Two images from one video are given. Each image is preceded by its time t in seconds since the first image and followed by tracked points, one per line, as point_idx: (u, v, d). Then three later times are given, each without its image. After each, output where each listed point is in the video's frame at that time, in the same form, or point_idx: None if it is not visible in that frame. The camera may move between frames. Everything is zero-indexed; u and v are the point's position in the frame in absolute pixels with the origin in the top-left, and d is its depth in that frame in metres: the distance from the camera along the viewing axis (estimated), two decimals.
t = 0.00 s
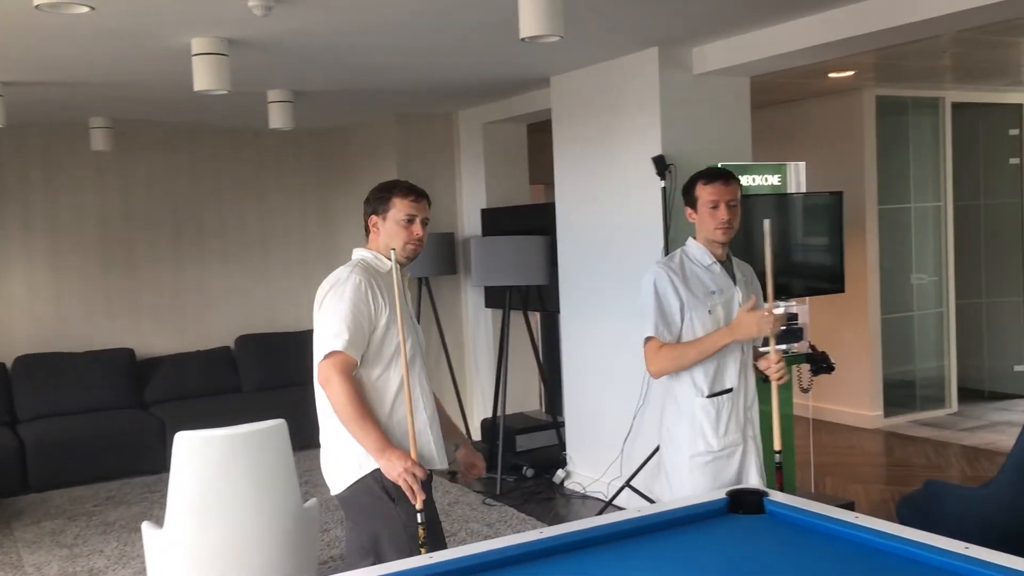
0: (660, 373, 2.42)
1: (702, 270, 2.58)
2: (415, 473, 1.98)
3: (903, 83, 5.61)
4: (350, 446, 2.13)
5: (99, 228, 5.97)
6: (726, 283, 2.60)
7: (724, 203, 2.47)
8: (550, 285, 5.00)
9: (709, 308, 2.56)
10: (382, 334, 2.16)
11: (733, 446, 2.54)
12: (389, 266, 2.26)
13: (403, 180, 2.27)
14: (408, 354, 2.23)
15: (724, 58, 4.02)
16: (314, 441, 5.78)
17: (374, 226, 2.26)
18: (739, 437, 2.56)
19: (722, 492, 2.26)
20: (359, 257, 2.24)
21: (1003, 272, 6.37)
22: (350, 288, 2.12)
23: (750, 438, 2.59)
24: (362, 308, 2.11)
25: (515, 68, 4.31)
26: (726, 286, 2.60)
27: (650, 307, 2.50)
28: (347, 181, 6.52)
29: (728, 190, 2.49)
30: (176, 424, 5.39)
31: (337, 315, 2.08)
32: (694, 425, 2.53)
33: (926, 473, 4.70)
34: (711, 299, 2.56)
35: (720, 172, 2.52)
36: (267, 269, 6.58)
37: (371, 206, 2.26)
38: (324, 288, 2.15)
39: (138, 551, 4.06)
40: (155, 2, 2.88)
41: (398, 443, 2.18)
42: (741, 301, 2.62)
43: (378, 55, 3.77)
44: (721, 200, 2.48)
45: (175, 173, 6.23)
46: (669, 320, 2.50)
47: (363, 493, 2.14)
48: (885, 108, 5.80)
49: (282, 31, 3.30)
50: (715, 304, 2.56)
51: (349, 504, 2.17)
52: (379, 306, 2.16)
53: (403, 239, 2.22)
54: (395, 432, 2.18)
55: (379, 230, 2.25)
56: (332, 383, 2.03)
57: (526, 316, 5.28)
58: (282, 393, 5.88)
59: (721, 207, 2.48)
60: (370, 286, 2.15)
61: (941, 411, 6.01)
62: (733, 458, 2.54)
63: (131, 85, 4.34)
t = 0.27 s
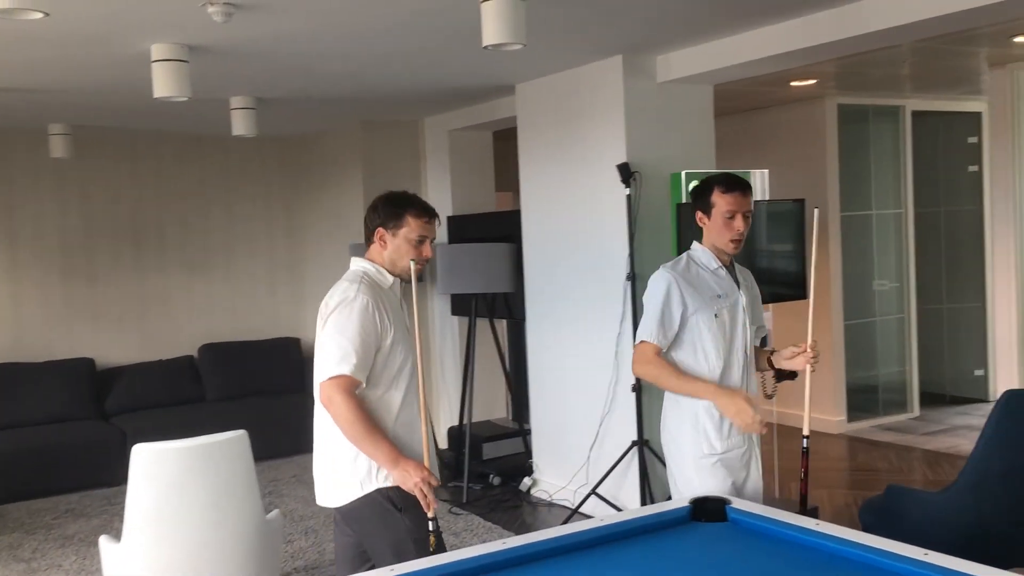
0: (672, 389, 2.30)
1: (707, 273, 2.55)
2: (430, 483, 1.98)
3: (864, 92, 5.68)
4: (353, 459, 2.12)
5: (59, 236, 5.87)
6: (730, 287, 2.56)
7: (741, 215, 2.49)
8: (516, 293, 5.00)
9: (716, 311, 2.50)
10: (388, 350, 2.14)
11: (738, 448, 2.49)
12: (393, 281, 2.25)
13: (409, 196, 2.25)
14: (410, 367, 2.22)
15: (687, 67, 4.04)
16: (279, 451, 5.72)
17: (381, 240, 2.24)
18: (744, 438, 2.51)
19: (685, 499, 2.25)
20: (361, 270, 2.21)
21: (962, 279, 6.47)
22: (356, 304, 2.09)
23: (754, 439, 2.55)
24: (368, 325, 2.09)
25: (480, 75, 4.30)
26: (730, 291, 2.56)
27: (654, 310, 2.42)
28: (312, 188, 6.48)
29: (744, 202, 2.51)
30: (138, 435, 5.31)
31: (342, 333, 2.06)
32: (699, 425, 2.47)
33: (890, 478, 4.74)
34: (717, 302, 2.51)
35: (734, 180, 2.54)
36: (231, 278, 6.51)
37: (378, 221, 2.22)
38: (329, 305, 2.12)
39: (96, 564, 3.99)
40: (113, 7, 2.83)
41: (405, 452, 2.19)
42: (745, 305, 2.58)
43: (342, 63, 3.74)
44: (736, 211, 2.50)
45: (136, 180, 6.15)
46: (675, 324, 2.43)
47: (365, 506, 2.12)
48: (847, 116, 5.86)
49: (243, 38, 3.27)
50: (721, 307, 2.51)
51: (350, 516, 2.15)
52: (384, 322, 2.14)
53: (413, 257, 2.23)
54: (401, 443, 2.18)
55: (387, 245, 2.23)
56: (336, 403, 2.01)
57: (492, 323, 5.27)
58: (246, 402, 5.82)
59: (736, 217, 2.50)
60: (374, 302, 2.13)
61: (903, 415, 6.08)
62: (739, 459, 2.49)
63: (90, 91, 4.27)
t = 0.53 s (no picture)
0: (654, 399, 2.29)
1: (698, 281, 2.48)
2: (455, 492, 1.97)
3: (822, 99, 5.76)
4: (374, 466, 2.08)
5: (12, 242, 5.76)
6: (720, 293, 2.48)
7: (736, 229, 2.43)
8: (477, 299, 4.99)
9: (706, 319, 2.42)
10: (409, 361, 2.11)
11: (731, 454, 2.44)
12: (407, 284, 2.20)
13: (416, 196, 2.19)
14: (428, 376, 2.19)
15: (648, 74, 4.06)
16: (239, 460, 5.66)
17: (395, 244, 2.17)
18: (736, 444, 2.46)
19: (643, 506, 2.26)
20: (375, 278, 2.14)
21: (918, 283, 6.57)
22: (380, 317, 2.05)
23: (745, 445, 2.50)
24: (391, 339, 2.05)
25: (441, 81, 4.29)
26: (722, 297, 2.49)
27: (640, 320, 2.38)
28: (273, 194, 6.42)
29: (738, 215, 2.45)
30: (93, 445, 5.22)
31: (368, 348, 2.01)
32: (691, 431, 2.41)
33: (849, 481, 4.80)
34: (707, 309, 2.43)
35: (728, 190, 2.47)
36: (190, 284, 6.43)
37: (392, 224, 2.16)
38: (353, 318, 2.05)
39: None
40: (65, 10, 2.78)
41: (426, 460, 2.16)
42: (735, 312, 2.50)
43: (302, 68, 3.71)
44: (731, 224, 2.43)
45: (92, 186, 6.05)
46: (662, 334, 2.39)
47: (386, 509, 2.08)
48: (805, 123, 5.94)
49: (201, 43, 3.23)
50: (711, 314, 2.44)
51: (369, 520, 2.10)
52: (406, 333, 2.10)
53: (428, 256, 2.21)
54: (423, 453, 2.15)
55: (402, 248, 2.18)
56: (364, 419, 1.98)
57: (454, 330, 5.26)
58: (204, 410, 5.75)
59: (729, 231, 2.43)
60: (397, 314, 2.08)
61: (861, 419, 6.16)
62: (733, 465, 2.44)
63: (43, 95, 4.20)
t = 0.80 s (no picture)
0: (652, 414, 2.17)
1: (690, 290, 2.32)
2: (488, 486, 2.07)
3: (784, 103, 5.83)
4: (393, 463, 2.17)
5: None
6: (715, 301, 2.32)
7: (719, 236, 2.25)
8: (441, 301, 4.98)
9: (700, 329, 2.27)
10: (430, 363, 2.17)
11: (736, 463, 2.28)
12: (421, 286, 2.25)
13: (434, 199, 2.23)
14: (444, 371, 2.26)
15: (610, 77, 4.07)
16: (201, 464, 5.59)
17: (413, 246, 2.21)
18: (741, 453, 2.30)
19: (604, 507, 2.25)
20: (389, 282, 2.18)
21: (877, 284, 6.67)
22: (399, 325, 2.10)
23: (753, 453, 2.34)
24: (413, 344, 2.11)
25: (404, 82, 4.27)
26: (718, 304, 2.32)
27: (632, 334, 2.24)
28: (235, 195, 6.37)
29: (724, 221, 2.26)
30: (51, 450, 5.13)
31: (392, 357, 2.07)
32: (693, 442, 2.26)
33: (810, 480, 4.85)
34: (701, 319, 2.28)
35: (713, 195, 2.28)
36: (151, 287, 6.35)
37: (412, 228, 2.19)
38: (372, 328, 2.10)
39: None
40: (19, 7, 2.73)
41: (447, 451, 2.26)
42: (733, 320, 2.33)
43: (264, 68, 3.68)
44: (713, 232, 2.25)
45: (49, 187, 5.95)
46: (655, 349, 2.25)
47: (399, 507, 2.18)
48: (767, 126, 6.00)
49: (160, 42, 3.19)
50: (705, 325, 2.28)
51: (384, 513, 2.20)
52: (424, 337, 2.16)
53: (444, 260, 2.25)
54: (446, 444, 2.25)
55: (420, 250, 2.22)
56: (394, 425, 2.05)
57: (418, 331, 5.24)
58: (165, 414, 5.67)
59: (713, 239, 2.26)
60: (415, 320, 2.13)
61: (822, 418, 6.23)
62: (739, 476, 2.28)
63: None
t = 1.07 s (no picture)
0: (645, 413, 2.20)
1: (683, 288, 2.27)
2: (486, 469, 2.11)
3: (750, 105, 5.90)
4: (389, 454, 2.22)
5: None
6: (713, 297, 2.26)
7: (694, 232, 2.20)
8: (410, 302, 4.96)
9: (694, 327, 2.23)
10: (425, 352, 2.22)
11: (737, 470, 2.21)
12: (420, 276, 2.30)
13: (428, 191, 2.27)
14: (441, 363, 2.30)
15: (578, 78, 4.08)
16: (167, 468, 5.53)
17: (407, 238, 2.26)
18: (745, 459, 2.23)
19: (570, 507, 2.26)
20: (387, 274, 2.24)
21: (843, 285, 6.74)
22: (394, 313, 2.15)
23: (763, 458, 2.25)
24: (407, 333, 2.16)
25: (372, 83, 4.26)
26: (716, 300, 2.26)
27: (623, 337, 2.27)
28: (202, 197, 6.32)
29: (701, 214, 2.20)
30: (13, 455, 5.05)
31: (386, 345, 2.12)
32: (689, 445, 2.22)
33: (778, 479, 4.89)
34: (694, 317, 2.24)
35: (690, 190, 2.23)
36: (116, 288, 6.28)
37: (405, 219, 2.25)
38: (367, 317, 2.16)
39: None
40: None
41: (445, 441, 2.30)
42: (734, 316, 2.26)
43: (229, 67, 3.65)
44: (689, 229, 2.21)
45: (12, 187, 5.86)
46: (646, 349, 2.26)
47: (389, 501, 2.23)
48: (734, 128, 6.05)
49: (123, 40, 3.15)
50: (700, 323, 2.23)
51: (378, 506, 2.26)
52: (420, 326, 2.21)
53: (440, 251, 2.29)
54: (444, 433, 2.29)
55: (414, 242, 2.27)
56: (389, 413, 2.09)
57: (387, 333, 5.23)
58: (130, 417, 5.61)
59: (690, 236, 2.22)
60: (410, 309, 2.18)
61: (790, 418, 6.28)
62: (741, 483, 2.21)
63: None
